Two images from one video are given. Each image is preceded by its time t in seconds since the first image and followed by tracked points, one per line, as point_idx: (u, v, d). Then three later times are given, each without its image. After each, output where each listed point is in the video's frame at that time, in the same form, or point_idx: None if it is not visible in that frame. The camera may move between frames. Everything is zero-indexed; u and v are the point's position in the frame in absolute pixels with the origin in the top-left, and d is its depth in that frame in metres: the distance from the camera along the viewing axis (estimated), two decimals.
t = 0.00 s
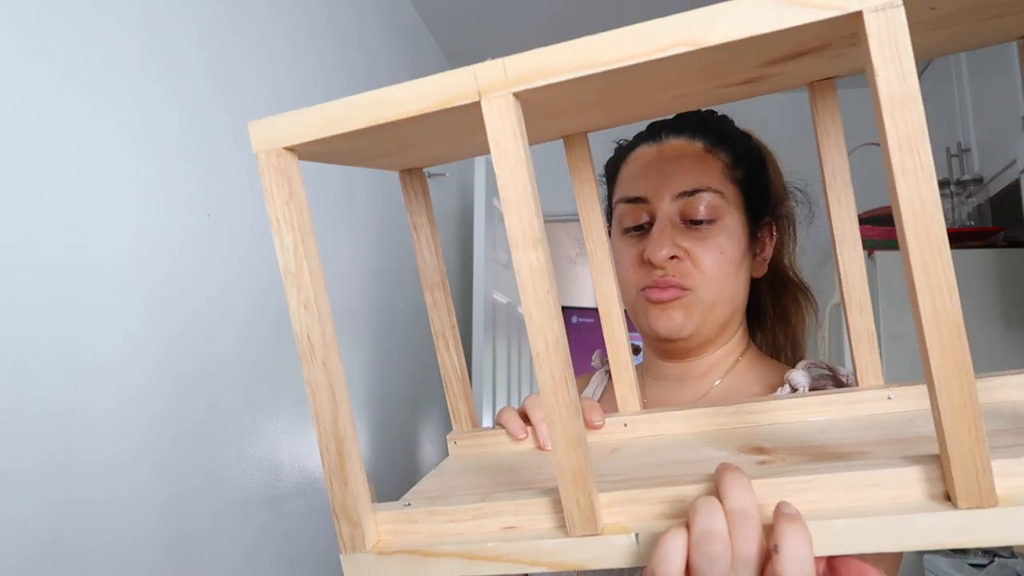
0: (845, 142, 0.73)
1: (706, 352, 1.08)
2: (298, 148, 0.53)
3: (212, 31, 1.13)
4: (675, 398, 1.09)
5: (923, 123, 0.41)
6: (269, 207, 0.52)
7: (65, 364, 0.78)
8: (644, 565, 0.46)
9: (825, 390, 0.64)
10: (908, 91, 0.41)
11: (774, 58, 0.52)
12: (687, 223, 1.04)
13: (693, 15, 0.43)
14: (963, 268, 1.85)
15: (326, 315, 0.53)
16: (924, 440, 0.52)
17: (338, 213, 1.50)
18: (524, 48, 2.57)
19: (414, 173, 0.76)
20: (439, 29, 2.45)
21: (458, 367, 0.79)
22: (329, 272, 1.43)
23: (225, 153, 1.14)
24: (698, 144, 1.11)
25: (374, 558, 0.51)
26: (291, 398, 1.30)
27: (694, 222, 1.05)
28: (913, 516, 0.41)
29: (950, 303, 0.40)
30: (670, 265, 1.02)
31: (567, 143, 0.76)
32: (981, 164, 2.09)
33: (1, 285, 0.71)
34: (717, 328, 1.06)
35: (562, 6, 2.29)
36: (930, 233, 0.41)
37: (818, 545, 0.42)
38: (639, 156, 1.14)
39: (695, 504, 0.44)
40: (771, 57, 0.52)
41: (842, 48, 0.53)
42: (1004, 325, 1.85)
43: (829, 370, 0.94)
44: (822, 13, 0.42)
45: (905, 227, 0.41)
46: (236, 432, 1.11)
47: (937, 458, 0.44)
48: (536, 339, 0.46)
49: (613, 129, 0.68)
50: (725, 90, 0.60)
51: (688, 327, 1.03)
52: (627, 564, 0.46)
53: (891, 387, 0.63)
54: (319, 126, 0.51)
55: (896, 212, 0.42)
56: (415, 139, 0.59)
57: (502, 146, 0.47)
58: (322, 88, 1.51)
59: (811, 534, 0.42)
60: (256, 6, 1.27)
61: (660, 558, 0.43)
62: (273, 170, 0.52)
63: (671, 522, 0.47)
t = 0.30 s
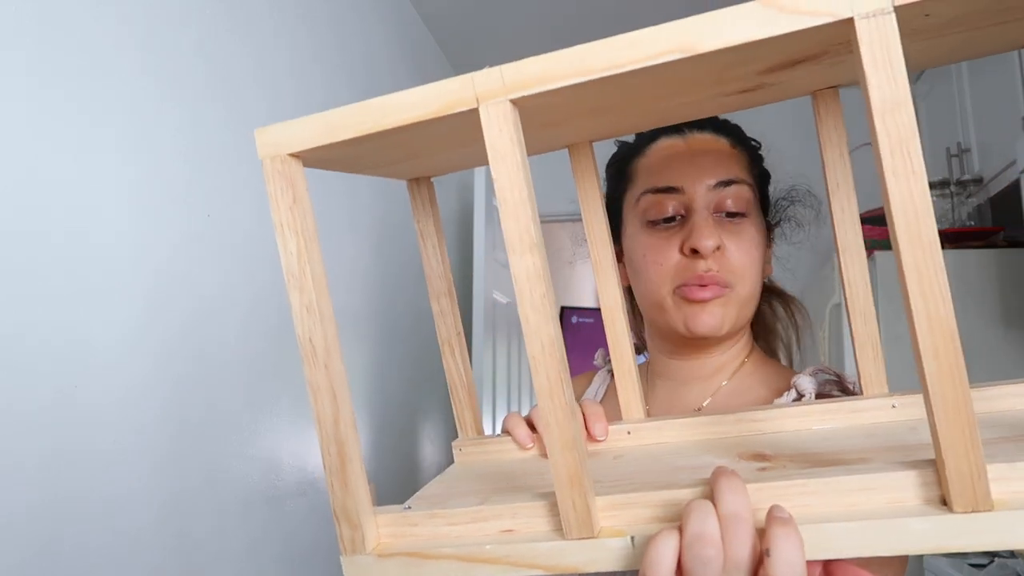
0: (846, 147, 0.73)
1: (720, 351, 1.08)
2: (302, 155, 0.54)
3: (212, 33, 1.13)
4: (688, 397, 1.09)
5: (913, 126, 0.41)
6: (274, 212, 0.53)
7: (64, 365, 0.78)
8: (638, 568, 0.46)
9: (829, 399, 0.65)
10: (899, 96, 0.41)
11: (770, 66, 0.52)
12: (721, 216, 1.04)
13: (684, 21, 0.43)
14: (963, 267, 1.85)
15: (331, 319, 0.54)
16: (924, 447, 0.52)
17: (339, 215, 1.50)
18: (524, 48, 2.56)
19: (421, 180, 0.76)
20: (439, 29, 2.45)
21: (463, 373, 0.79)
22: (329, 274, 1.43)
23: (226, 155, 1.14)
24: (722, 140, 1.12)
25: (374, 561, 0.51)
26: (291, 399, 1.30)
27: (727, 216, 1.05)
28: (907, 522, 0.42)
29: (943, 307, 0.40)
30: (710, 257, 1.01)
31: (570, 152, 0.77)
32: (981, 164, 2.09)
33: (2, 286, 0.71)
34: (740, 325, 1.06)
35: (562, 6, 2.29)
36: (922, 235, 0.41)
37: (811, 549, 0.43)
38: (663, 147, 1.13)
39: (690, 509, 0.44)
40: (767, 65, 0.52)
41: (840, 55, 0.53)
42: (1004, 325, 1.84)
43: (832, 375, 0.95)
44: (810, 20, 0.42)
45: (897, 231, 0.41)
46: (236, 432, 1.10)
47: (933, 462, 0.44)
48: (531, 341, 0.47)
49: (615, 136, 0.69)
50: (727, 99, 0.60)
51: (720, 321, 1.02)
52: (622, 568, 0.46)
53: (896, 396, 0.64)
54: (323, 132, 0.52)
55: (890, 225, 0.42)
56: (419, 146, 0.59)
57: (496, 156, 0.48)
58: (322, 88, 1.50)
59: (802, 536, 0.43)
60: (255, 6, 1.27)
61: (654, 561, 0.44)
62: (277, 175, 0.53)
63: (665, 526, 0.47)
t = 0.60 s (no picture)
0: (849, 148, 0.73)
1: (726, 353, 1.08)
2: (310, 163, 0.54)
3: (213, 32, 1.12)
4: (693, 399, 1.09)
5: (921, 124, 0.41)
6: (283, 221, 0.53)
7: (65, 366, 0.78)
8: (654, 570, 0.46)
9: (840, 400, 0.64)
10: (905, 94, 0.41)
11: (771, 67, 0.52)
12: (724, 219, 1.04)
13: (688, 22, 0.43)
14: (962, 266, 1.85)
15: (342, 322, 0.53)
16: (937, 445, 0.52)
17: (340, 216, 1.50)
18: (524, 48, 2.56)
19: (426, 193, 0.77)
20: (439, 29, 2.45)
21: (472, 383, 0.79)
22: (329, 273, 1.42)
23: (227, 156, 1.14)
24: (726, 141, 1.11)
25: (389, 568, 0.51)
26: (293, 399, 1.30)
27: (729, 219, 1.05)
28: (926, 514, 0.42)
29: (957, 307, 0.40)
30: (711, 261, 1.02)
31: (574, 158, 0.77)
32: (981, 164, 2.09)
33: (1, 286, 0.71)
34: (743, 327, 1.06)
35: (562, 6, 2.29)
36: (934, 233, 0.41)
37: (828, 545, 0.42)
38: (666, 148, 1.13)
39: (705, 508, 0.44)
40: (770, 65, 0.51)
41: (841, 54, 0.53)
42: (1004, 323, 1.85)
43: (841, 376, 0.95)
44: (814, 18, 0.42)
45: (909, 235, 0.41)
46: (236, 432, 1.10)
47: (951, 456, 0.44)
48: (543, 344, 0.46)
49: (623, 139, 0.68)
50: (732, 102, 0.60)
51: (722, 324, 1.02)
52: (638, 570, 0.46)
53: (907, 395, 0.64)
54: (329, 140, 0.51)
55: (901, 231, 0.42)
56: (427, 154, 0.59)
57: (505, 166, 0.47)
58: (322, 88, 1.50)
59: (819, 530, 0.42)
60: (255, 5, 1.26)
61: (670, 560, 0.43)
62: (287, 184, 0.53)
63: (680, 527, 0.47)
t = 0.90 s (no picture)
0: (850, 148, 0.73)
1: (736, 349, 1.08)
2: (309, 179, 0.54)
3: (213, 33, 1.12)
4: (704, 396, 1.09)
5: (924, 126, 0.41)
6: (283, 237, 0.53)
7: (65, 370, 0.78)
8: None
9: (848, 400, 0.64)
10: (907, 96, 0.41)
11: (773, 69, 0.52)
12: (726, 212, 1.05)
13: (688, 28, 0.43)
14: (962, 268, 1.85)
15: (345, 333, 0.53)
16: (946, 445, 0.52)
17: (341, 216, 1.49)
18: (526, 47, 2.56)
19: (426, 201, 0.77)
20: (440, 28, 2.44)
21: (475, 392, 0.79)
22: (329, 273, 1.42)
23: (228, 158, 1.13)
24: (730, 137, 1.10)
25: None
26: (295, 400, 1.30)
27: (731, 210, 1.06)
28: (934, 522, 0.41)
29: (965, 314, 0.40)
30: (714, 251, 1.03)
31: (574, 163, 0.77)
32: (981, 163, 2.09)
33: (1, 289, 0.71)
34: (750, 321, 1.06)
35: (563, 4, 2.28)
36: (939, 233, 0.41)
37: (838, 554, 0.42)
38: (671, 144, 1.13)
39: (713, 519, 0.44)
40: (771, 67, 0.51)
41: (842, 55, 0.53)
42: (1004, 324, 1.85)
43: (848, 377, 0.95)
44: (815, 21, 0.42)
45: (915, 236, 0.41)
46: (237, 433, 1.10)
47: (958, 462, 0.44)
48: (548, 356, 0.46)
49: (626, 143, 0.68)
50: (733, 104, 0.60)
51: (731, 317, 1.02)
52: None
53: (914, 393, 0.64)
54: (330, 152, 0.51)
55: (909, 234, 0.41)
56: (428, 164, 0.59)
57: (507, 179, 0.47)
58: (325, 87, 1.50)
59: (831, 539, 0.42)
60: (257, 4, 1.26)
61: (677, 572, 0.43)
62: (285, 201, 0.53)
63: (689, 537, 0.47)
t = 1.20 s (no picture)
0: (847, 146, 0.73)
1: (733, 347, 1.08)
2: (303, 178, 0.54)
3: (214, 33, 1.12)
4: (704, 394, 1.08)
5: (918, 128, 0.41)
6: (276, 237, 0.53)
7: (64, 370, 0.78)
8: None
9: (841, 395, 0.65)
10: (901, 96, 0.41)
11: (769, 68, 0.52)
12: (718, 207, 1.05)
13: (682, 29, 0.44)
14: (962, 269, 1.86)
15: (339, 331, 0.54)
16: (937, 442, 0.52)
17: (339, 216, 1.49)
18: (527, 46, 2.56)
19: (421, 196, 0.77)
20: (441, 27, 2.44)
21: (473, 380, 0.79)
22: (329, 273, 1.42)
23: (228, 157, 1.14)
24: (726, 134, 1.11)
25: None
26: (294, 401, 1.29)
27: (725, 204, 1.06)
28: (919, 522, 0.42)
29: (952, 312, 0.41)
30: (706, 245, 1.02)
31: (569, 159, 0.77)
32: (981, 163, 2.09)
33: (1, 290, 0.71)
34: (744, 317, 1.06)
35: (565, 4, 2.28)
36: (932, 236, 0.41)
37: (826, 553, 0.43)
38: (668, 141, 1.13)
39: (703, 520, 0.44)
40: (767, 66, 0.51)
41: (839, 53, 0.53)
42: (1004, 325, 1.85)
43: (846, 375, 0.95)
44: (812, 22, 0.42)
45: (906, 235, 0.41)
46: (237, 433, 1.10)
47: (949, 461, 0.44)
48: (541, 357, 0.47)
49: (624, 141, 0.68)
50: (728, 101, 0.60)
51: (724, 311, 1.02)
52: None
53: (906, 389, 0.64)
54: (327, 153, 0.52)
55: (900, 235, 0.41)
56: (426, 163, 0.59)
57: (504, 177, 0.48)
58: (326, 87, 1.50)
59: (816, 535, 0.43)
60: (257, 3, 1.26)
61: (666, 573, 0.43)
62: (278, 201, 0.53)
63: (681, 536, 0.47)
